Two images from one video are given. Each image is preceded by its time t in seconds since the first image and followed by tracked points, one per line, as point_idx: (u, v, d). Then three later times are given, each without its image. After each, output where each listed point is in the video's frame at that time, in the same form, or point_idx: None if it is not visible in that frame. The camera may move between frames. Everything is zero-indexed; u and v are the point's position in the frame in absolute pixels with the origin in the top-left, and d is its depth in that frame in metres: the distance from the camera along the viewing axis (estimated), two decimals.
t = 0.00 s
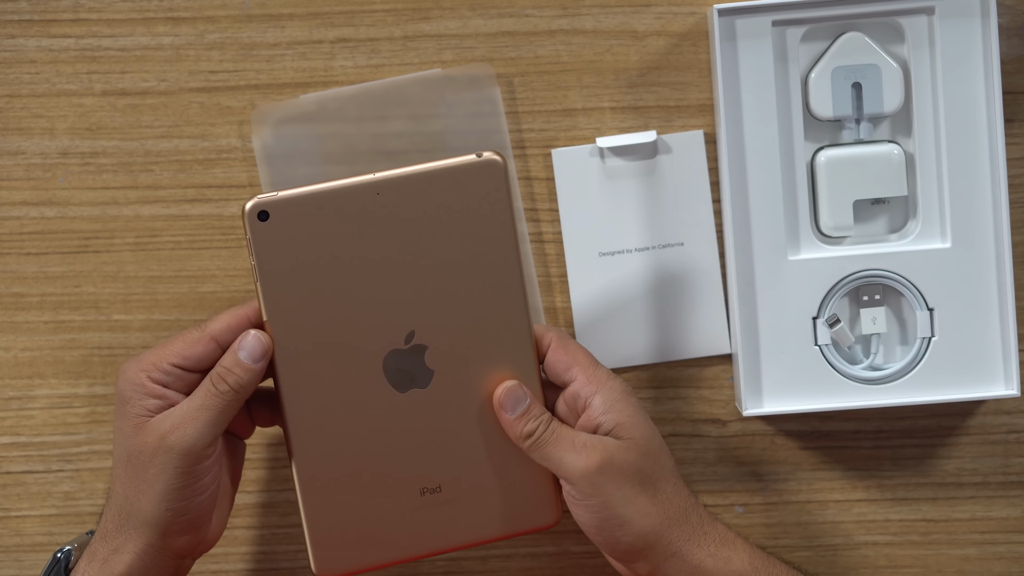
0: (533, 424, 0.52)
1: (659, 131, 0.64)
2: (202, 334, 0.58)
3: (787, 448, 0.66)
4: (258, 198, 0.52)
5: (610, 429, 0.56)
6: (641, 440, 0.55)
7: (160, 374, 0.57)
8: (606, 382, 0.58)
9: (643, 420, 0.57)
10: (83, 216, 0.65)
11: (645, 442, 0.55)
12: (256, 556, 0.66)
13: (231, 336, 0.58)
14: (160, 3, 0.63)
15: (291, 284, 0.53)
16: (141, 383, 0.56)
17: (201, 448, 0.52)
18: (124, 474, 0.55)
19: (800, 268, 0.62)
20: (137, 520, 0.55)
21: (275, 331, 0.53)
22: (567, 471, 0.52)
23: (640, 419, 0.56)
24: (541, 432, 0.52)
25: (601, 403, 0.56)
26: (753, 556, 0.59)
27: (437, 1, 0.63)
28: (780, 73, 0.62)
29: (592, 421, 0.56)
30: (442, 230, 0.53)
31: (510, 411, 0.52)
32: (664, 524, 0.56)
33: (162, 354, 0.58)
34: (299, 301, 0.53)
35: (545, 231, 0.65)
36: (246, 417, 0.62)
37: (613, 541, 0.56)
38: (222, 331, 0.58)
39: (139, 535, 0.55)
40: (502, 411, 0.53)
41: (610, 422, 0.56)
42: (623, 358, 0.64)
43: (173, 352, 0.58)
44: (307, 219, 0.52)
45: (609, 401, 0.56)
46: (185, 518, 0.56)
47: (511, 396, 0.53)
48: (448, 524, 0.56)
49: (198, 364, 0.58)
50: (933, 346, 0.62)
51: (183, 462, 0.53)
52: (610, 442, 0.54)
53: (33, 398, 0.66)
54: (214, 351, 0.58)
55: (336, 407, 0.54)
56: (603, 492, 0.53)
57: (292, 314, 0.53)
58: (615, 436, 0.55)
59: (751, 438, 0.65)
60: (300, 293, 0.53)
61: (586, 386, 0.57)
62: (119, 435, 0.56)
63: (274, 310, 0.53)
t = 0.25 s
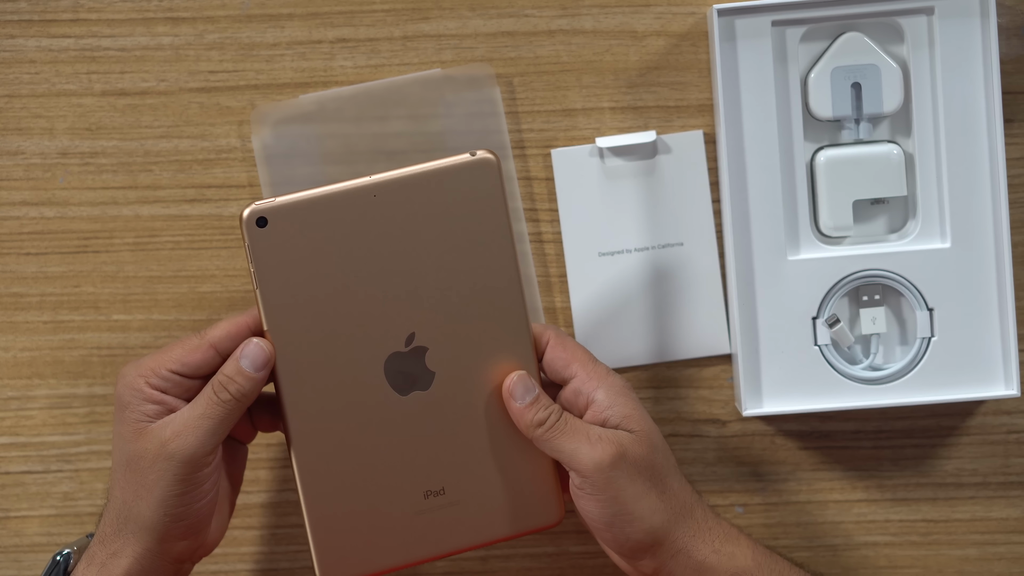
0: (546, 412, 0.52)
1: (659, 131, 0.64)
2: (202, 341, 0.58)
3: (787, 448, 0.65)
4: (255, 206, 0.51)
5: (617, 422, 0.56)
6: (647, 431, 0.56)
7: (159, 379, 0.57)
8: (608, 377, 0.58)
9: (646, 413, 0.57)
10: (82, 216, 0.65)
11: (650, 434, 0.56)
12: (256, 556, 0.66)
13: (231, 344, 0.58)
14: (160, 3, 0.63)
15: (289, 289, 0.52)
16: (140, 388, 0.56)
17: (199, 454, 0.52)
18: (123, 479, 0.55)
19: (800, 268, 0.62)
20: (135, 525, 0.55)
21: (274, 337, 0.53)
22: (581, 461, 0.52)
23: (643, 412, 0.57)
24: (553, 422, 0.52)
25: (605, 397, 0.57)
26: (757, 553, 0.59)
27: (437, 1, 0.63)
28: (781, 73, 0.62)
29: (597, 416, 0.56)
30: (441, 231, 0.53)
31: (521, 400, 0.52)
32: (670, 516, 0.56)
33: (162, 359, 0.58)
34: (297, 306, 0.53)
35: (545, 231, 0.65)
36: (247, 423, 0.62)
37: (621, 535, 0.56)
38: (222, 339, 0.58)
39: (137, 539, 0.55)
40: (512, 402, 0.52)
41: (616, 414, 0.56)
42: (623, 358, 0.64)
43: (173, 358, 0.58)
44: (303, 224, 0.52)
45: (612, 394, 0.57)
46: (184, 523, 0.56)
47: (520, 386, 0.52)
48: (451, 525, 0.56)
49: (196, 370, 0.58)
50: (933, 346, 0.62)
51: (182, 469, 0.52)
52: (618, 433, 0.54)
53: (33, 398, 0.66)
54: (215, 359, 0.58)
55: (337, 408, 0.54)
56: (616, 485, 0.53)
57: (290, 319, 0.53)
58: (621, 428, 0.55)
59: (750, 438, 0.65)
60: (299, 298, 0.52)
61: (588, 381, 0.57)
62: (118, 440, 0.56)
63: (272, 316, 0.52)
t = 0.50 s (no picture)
0: (551, 404, 0.53)
1: (659, 131, 0.64)
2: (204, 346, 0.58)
3: (787, 448, 0.65)
4: (256, 210, 0.51)
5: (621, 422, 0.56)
6: (651, 431, 0.56)
7: (162, 386, 0.57)
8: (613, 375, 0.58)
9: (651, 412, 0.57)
10: (82, 216, 0.65)
11: (654, 433, 0.56)
12: (256, 556, 0.66)
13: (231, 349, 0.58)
14: (160, 3, 0.63)
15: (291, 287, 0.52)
16: (143, 393, 0.56)
17: (202, 461, 0.52)
18: (125, 483, 0.55)
19: (800, 269, 0.62)
20: (137, 529, 0.55)
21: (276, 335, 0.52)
22: (581, 455, 0.53)
23: (648, 412, 0.57)
24: (557, 414, 0.53)
25: (610, 396, 0.56)
26: (755, 556, 0.59)
27: (437, 1, 0.63)
28: (781, 73, 0.62)
29: (599, 415, 0.56)
30: (445, 231, 0.53)
31: (528, 390, 0.53)
32: (670, 516, 0.56)
33: (165, 364, 0.57)
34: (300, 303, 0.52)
35: (545, 231, 0.65)
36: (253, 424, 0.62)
37: (618, 532, 0.56)
38: (223, 343, 0.57)
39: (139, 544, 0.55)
40: (518, 391, 0.53)
41: (620, 413, 0.56)
42: (623, 358, 0.64)
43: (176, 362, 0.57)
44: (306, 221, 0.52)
45: (618, 393, 0.56)
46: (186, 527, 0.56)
47: (527, 376, 0.53)
48: (452, 523, 0.56)
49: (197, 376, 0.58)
50: (933, 346, 0.62)
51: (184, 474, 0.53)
52: (621, 432, 0.54)
53: (33, 398, 0.66)
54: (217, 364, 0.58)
55: (340, 406, 0.53)
56: (614, 482, 0.53)
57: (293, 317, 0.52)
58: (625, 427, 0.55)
59: (751, 438, 0.65)
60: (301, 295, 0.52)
61: (593, 379, 0.57)
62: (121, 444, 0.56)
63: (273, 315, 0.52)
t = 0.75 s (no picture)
0: (548, 408, 0.52)
1: (659, 131, 0.64)
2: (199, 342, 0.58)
3: (787, 448, 0.66)
4: (251, 208, 0.51)
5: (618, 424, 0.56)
6: (648, 435, 0.56)
7: (158, 385, 0.57)
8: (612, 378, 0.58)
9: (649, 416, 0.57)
10: (82, 216, 0.65)
11: (652, 437, 0.56)
12: (256, 556, 0.67)
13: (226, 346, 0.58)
14: (160, 3, 0.63)
15: (286, 284, 0.52)
16: (139, 393, 0.56)
17: (199, 458, 0.52)
18: (122, 482, 0.55)
19: (800, 269, 0.62)
20: (135, 528, 0.55)
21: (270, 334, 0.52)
22: (578, 459, 0.52)
23: (646, 415, 0.57)
24: (555, 419, 0.53)
25: (608, 399, 0.57)
26: (754, 554, 0.59)
27: (437, 1, 0.63)
28: (781, 73, 0.62)
29: (598, 416, 0.57)
30: (444, 231, 0.53)
31: (527, 394, 0.53)
32: (667, 518, 0.56)
33: (160, 361, 0.57)
34: (296, 302, 0.52)
35: (545, 231, 0.65)
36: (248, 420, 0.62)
37: (615, 535, 0.56)
38: (219, 340, 0.58)
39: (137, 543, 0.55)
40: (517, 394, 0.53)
41: (617, 416, 0.56)
42: (623, 358, 0.64)
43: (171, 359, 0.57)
44: (301, 219, 0.52)
45: (616, 397, 0.57)
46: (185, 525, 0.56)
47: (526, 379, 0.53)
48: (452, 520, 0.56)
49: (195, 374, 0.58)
50: (933, 346, 0.62)
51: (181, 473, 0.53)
52: (618, 435, 0.54)
53: (33, 398, 0.66)
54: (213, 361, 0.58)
55: (334, 406, 0.53)
56: (611, 485, 0.53)
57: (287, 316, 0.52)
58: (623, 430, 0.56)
59: (750, 438, 0.65)
60: (297, 293, 0.52)
61: (592, 382, 0.57)
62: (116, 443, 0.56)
63: (271, 314, 0.52)
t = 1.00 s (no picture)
0: (549, 411, 0.51)
1: (659, 131, 0.64)
2: (230, 410, 0.47)
3: (787, 448, 0.66)
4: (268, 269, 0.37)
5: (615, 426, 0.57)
6: (644, 432, 0.57)
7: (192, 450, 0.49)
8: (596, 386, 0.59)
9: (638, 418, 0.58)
10: (82, 216, 0.65)
11: (646, 436, 0.57)
12: (256, 556, 0.67)
13: (260, 419, 0.47)
14: (161, 3, 0.63)
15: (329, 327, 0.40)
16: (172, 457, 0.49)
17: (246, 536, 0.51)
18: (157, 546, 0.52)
19: (800, 268, 0.62)
20: None
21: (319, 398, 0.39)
22: (587, 453, 0.53)
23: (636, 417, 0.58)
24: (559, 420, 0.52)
25: (602, 403, 0.58)
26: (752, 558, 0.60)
27: (437, 1, 0.63)
28: (781, 73, 0.62)
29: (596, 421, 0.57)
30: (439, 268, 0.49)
31: (526, 399, 0.51)
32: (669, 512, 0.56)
33: (195, 433, 0.49)
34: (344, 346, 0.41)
35: (545, 231, 0.65)
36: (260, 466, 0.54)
37: (621, 536, 0.55)
38: (252, 411, 0.47)
39: None
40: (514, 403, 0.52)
41: (614, 419, 0.57)
42: (623, 358, 0.64)
43: (207, 431, 0.48)
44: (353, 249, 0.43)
45: (608, 400, 0.58)
46: None
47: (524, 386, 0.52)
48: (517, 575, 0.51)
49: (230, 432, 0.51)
50: (933, 346, 0.62)
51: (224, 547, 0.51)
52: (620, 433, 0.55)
53: (33, 398, 0.66)
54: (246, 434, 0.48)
55: (413, 464, 0.43)
56: (619, 478, 0.53)
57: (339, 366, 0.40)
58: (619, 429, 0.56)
59: (750, 438, 0.66)
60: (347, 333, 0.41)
61: (583, 390, 0.58)
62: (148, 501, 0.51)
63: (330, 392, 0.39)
